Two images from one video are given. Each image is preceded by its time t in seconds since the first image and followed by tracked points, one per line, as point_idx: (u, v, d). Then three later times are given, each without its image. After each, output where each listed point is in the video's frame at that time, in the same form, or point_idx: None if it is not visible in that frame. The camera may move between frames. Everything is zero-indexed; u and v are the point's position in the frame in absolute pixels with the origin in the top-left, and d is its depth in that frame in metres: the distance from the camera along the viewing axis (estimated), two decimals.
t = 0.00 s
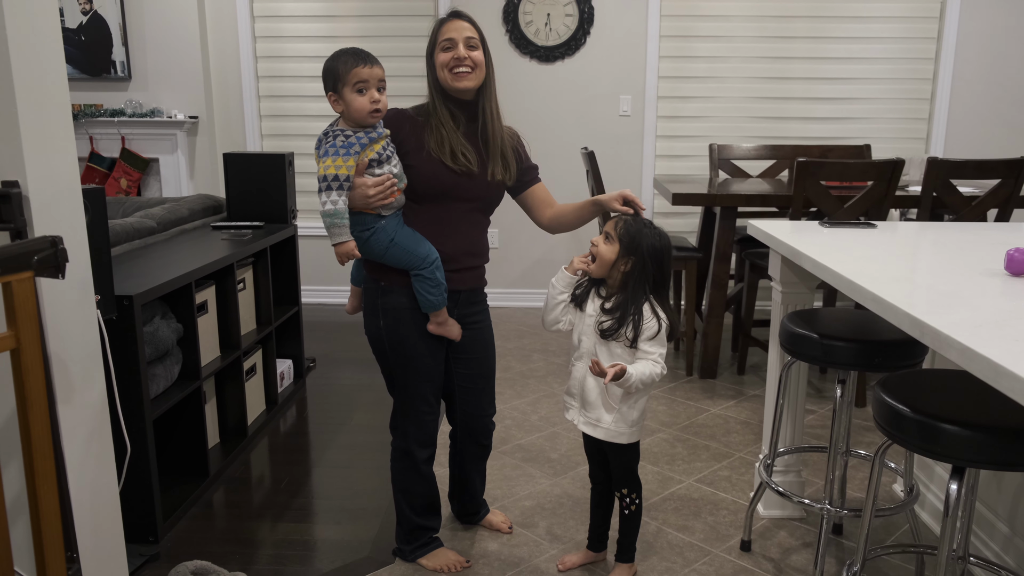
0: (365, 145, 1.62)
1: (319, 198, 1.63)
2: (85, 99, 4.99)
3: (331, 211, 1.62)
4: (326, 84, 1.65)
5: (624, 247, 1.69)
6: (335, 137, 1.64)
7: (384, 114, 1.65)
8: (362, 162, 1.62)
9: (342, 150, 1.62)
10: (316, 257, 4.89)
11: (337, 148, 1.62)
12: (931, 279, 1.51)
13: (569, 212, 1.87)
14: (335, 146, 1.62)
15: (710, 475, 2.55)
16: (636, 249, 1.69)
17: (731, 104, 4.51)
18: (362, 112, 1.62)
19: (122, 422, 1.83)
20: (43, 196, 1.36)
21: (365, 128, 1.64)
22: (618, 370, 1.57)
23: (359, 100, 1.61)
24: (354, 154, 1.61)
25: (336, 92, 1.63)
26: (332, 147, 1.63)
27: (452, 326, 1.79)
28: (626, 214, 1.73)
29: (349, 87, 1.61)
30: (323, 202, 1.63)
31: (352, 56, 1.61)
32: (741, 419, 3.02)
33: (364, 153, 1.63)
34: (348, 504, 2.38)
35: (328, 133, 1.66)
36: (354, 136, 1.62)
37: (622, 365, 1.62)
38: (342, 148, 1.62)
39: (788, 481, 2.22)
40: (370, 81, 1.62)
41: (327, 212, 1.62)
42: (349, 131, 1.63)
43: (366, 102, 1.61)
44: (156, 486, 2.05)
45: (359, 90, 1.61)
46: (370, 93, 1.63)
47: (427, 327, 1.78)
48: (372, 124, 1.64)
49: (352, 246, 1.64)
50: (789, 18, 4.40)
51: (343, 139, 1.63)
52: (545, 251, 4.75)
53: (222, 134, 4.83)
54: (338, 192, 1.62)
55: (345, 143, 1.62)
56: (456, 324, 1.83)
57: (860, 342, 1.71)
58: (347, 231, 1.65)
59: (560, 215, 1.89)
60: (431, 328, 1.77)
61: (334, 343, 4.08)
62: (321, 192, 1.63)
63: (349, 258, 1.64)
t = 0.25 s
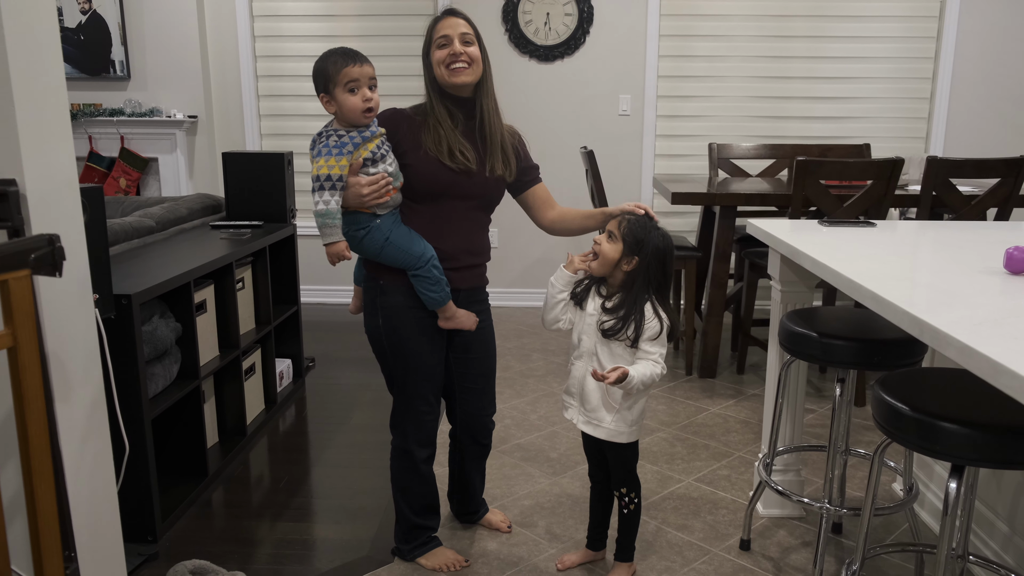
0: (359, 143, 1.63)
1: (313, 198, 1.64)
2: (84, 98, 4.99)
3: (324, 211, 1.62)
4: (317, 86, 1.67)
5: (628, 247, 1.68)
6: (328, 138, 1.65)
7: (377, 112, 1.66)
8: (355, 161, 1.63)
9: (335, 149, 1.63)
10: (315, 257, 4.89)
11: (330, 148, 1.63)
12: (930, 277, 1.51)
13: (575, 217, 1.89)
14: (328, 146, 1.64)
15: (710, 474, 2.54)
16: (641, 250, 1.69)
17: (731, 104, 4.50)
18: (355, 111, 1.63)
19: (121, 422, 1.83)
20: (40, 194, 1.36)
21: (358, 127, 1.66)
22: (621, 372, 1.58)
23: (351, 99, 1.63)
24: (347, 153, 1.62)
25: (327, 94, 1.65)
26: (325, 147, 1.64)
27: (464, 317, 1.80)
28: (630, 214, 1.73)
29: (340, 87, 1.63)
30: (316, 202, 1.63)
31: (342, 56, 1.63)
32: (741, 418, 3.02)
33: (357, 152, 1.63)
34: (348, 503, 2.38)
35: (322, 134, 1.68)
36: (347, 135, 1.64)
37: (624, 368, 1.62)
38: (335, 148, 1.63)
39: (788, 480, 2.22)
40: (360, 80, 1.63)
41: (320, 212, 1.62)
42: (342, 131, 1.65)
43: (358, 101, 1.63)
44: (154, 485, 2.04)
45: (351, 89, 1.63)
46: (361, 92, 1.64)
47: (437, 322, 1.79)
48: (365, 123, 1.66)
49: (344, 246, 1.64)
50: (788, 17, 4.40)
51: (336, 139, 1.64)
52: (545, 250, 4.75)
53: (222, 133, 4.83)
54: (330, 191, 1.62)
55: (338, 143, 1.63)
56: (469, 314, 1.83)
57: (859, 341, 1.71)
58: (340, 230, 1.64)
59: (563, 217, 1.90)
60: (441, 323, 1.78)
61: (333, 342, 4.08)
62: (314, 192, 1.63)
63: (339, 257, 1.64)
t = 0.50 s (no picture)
0: (355, 142, 1.63)
1: (309, 197, 1.64)
2: (83, 98, 4.98)
3: (321, 210, 1.62)
4: (312, 85, 1.66)
5: (630, 247, 1.68)
6: (325, 136, 1.65)
7: (373, 110, 1.65)
8: (351, 160, 1.62)
9: (332, 148, 1.63)
10: (313, 256, 4.89)
11: (328, 147, 1.63)
12: (928, 276, 1.51)
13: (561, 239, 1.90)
14: (325, 145, 1.64)
15: (708, 474, 2.54)
16: (641, 250, 1.69)
17: (729, 103, 4.50)
18: (352, 110, 1.63)
19: (118, 421, 1.83)
20: (36, 193, 1.36)
21: (356, 125, 1.65)
22: (628, 376, 1.58)
23: (348, 98, 1.62)
24: (343, 152, 1.62)
25: (324, 93, 1.64)
26: (323, 145, 1.64)
27: (466, 314, 1.79)
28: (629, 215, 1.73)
29: (336, 86, 1.62)
30: (313, 201, 1.63)
31: (336, 55, 1.62)
32: (740, 418, 3.02)
33: (354, 151, 1.63)
34: (346, 502, 2.38)
35: (319, 133, 1.67)
36: (344, 134, 1.63)
37: (628, 371, 1.62)
38: (332, 146, 1.63)
39: (786, 479, 2.22)
40: (356, 78, 1.63)
41: (317, 211, 1.63)
42: (339, 129, 1.65)
43: (354, 100, 1.63)
44: (152, 484, 2.04)
45: (347, 88, 1.62)
46: (357, 90, 1.64)
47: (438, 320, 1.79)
48: (362, 121, 1.65)
49: (342, 244, 1.65)
50: (787, 17, 4.39)
51: (333, 138, 1.64)
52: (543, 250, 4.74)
53: (220, 133, 4.83)
54: (329, 190, 1.62)
55: (335, 142, 1.63)
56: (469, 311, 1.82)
57: (858, 340, 1.71)
58: (337, 230, 1.65)
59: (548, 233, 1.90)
60: (442, 321, 1.78)
61: (331, 342, 4.07)
62: (311, 191, 1.64)
63: (337, 256, 1.64)
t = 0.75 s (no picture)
0: (353, 142, 1.63)
1: (310, 197, 1.64)
2: (82, 97, 4.98)
3: (323, 209, 1.62)
4: (310, 85, 1.65)
5: (637, 246, 1.69)
6: (323, 136, 1.65)
7: (371, 110, 1.66)
8: (349, 160, 1.62)
9: (331, 148, 1.63)
10: (312, 256, 4.89)
11: (326, 147, 1.63)
12: (927, 275, 1.51)
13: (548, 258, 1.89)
14: (323, 145, 1.64)
15: (707, 473, 2.54)
16: (646, 249, 1.71)
17: (729, 103, 4.50)
18: (349, 110, 1.63)
19: (117, 420, 1.82)
20: (34, 191, 1.36)
21: (354, 125, 1.65)
22: (638, 378, 1.59)
23: (345, 99, 1.62)
24: (342, 151, 1.62)
25: (321, 94, 1.64)
26: (321, 145, 1.64)
27: (452, 321, 1.77)
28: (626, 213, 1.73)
29: (333, 87, 1.62)
30: (313, 200, 1.63)
31: (333, 55, 1.61)
32: (739, 417, 3.02)
33: (352, 150, 1.63)
34: (344, 502, 2.38)
35: (318, 132, 1.67)
36: (342, 134, 1.63)
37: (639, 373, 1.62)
38: (330, 146, 1.63)
39: (785, 479, 2.22)
40: (353, 79, 1.62)
41: (318, 209, 1.63)
42: (338, 129, 1.64)
43: (352, 100, 1.63)
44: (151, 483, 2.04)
45: (344, 88, 1.62)
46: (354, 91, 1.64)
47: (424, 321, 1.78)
48: (360, 121, 1.65)
49: (345, 243, 1.65)
50: (787, 16, 4.39)
51: (330, 138, 1.64)
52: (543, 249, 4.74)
53: (219, 132, 4.82)
54: (329, 190, 1.62)
55: (334, 141, 1.63)
56: (457, 316, 1.80)
57: (857, 338, 1.71)
58: (339, 228, 1.65)
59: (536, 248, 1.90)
60: (427, 323, 1.77)
61: (330, 342, 4.07)
62: (311, 190, 1.63)
63: (339, 255, 1.65)
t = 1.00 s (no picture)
0: (351, 143, 1.63)
1: (304, 197, 1.65)
2: (83, 97, 4.98)
3: (315, 210, 1.64)
4: (311, 84, 1.66)
5: (641, 247, 1.69)
6: (321, 137, 1.66)
7: (371, 110, 1.66)
8: (346, 162, 1.63)
9: (328, 149, 1.63)
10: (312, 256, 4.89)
11: (323, 148, 1.64)
12: (928, 276, 1.51)
13: (542, 267, 1.90)
14: (321, 146, 1.64)
15: (708, 474, 2.54)
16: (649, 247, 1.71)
17: (729, 103, 4.51)
18: (349, 110, 1.63)
19: (118, 420, 1.83)
20: (37, 191, 1.36)
21: (353, 126, 1.66)
22: (654, 380, 1.61)
23: (346, 98, 1.63)
24: (338, 154, 1.63)
25: (322, 92, 1.65)
26: (318, 146, 1.65)
27: (440, 322, 1.78)
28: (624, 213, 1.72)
29: (334, 86, 1.63)
30: (307, 201, 1.65)
31: (335, 55, 1.62)
32: (739, 418, 3.02)
33: (349, 152, 1.64)
34: (345, 502, 2.38)
35: (316, 131, 1.68)
36: (340, 135, 1.64)
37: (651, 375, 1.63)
38: (328, 148, 1.63)
39: (786, 479, 2.22)
40: (354, 79, 1.63)
41: (311, 210, 1.64)
42: (336, 130, 1.65)
43: (353, 100, 1.63)
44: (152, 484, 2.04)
45: (345, 88, 1.63)
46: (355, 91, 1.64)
47: (414, 321, 1.79)
48: (360, 120, 1.66)
49: (333, 244, 1.68)
50: (787, 18, 4.40)
51: (329, 139, 1.65)
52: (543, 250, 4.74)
53: (220, 133, 4.83)
54: (323, 191, 1.63)
55: (331, 143, 1.64)
56: (446, 318, 1.81)
57: (857, 340, 1.71)
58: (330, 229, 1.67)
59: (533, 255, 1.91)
60: (417, 323, 1.78)
61: (330, 342, 4.07)
62: (306, 191, 1.65)
63: (327, 255, 1.69)
